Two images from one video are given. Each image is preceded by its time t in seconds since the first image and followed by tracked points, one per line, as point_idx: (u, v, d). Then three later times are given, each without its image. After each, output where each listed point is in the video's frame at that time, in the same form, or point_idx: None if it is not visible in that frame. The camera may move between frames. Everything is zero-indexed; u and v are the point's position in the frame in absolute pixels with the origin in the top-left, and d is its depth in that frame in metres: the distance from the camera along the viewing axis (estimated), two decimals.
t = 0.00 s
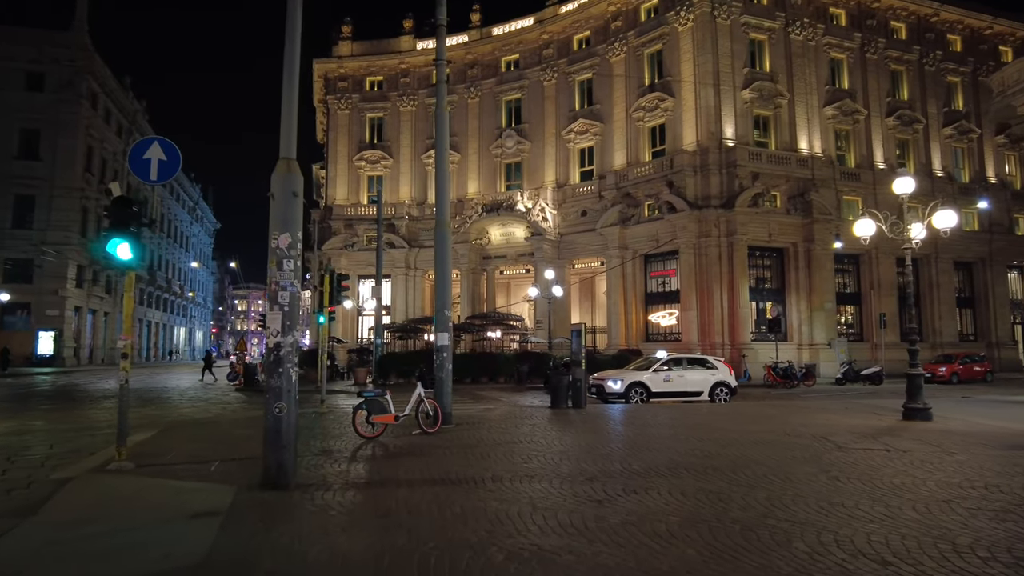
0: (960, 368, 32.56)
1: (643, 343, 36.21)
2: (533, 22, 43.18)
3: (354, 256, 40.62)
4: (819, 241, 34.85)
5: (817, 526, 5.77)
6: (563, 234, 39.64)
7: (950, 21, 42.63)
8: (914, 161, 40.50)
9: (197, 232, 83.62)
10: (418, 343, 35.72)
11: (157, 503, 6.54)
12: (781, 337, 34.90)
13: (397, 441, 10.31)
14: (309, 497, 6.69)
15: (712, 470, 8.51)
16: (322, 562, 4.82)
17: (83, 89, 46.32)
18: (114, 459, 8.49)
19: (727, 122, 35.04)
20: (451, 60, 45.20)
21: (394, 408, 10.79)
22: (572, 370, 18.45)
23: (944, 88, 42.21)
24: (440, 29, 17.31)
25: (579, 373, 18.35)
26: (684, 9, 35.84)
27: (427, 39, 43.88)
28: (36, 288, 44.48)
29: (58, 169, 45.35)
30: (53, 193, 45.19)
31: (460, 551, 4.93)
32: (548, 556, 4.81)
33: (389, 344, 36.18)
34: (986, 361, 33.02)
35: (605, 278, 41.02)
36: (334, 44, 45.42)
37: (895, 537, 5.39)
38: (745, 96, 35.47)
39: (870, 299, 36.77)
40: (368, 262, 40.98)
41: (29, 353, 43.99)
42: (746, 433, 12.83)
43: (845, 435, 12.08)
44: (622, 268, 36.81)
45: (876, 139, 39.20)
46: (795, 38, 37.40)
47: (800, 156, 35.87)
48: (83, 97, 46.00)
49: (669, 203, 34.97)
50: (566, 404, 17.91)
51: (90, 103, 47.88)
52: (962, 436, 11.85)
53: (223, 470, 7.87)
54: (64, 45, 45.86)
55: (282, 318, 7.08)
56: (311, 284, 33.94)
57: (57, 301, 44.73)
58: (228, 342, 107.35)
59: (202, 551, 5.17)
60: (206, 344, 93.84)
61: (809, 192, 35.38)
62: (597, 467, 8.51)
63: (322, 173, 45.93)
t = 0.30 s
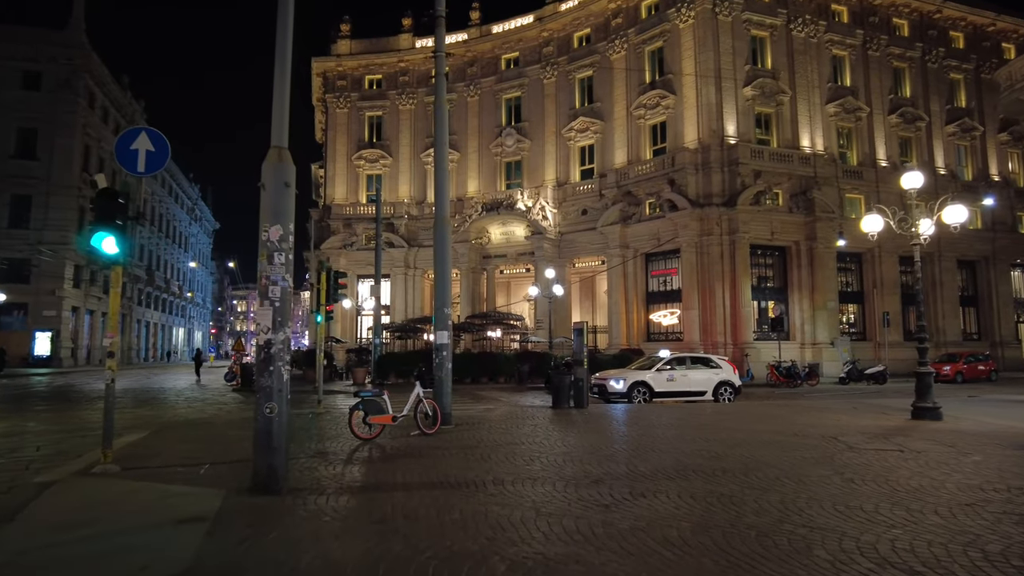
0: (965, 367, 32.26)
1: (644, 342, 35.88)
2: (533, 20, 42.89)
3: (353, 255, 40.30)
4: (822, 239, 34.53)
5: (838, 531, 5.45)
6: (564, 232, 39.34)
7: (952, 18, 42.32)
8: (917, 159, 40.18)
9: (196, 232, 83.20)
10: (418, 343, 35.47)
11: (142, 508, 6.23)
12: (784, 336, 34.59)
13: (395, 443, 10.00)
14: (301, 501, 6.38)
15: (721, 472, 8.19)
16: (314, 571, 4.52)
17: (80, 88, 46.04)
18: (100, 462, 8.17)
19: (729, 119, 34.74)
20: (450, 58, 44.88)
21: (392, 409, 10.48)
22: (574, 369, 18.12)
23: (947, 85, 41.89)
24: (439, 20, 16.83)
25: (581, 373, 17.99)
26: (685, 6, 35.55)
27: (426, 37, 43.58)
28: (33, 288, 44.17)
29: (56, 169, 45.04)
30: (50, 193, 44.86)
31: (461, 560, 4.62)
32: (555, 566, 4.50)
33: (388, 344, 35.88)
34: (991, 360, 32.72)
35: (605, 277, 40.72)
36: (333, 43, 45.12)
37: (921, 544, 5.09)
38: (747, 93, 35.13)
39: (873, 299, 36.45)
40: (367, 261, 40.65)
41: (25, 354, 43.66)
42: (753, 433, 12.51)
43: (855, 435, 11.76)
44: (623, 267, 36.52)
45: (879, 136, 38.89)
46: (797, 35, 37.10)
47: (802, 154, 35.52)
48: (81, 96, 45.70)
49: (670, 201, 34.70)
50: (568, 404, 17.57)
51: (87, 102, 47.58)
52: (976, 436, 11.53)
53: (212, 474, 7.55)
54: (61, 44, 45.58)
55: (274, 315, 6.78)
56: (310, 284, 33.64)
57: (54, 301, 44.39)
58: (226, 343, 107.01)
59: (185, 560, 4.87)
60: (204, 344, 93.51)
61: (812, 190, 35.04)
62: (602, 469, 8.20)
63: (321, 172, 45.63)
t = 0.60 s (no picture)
0: (970, 366, 31.98)
1: (645, 342, 35.56)
2: (533, 18, 42.58)
3: (352, 255, 40.00)
4: (825, 238, 34.19)
5: (862, 544, 5.17)
6: (565, 231, 39.05)
7: (956, 15, 41.98)
8: (920, 157, 39.84)
9: (195, 231, 82.90)
10: (418, 343, 35.19)
11: (128, 520, 5.91)
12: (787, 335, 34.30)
13: (395, 448, 9.73)
14: (296, 512, 6.09)
15: (732, 478, 7.90)
16: None
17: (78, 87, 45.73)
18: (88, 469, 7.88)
19: (731, 117, 34.43)
20: (450, 56, 44.57)
21: (392, 412, 10.21)
22: (577, 370, 17.84)
23: (950, 83, 41.57)
24: (439, 13, 16.42)
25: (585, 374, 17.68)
26: (686, 3, 35.26)
27: (425, 35, 43.24)
28: (30, 288, 43.86)
29: (53, 169, 44.74)
30: (47, 192, 44.52)
31: None
32: None
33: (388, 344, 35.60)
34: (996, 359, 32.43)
35: (606, 276, 40.42)
36: (332, 41, 44.79)
37: (952, 558, 4.81)
38: (749, 91, 34.80)
39: (876, 298, 36.15)
40: (366, 261, 40.33)
41: (23, 354, 43.32)
42: (762, 436, 12.23)
43: (866, 438, 11.47)
44: (624, 266, 36.23)
45: (882, 134, 38.57)
46: (799, 32, 36.79)
47: (805, 151, 35.21)
48: (78, 95, 45.36)
49: (672, 199, 34.41)
50: (571, 405, 17.27)
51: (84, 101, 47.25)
52: (990, 439, 11.25)
53: (203, 482, 7.26)
54: (59, 43, 45.29)
55: (268, 316, 6.51)
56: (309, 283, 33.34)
57: (52, 301, 44.07)
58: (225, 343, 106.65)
59: None
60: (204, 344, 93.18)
61: (815, 187, 34.74)
62: (609, 476, 7.91)
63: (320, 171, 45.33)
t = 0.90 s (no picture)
0: (976, 367, 31.67)
1: (648, 342, 35.27)
2: (535, 16, 42.31)
3: (352, 254, 39.73)
4: (829, 238, 33.87)
5: (894, 553, 4.89)
6: (566, 231, 38.85)
7: (960, 13, 41.64)
8: (925, 156, 39.53)
9: (195, 231, 82.64)
10: (418, 342, 34.92)
11: (116, 526, 5.62)
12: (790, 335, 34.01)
13: (397, 450, 9.46)
14: (294, 517, 5.82)
15: (747, 482, 7.61)
16: None
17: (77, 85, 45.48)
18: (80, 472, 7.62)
19: (734, 115, 34.17)
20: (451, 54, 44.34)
21: (394, 413, 9.95)
22: (581, 370, 17.55)
23: (955, 81, 41.26)
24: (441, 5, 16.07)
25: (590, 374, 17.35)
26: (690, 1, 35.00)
27: (426, 33, 42.98)
28: (29, 287, 43.60)
29: (52, 167, 44.49)
30: (45, 190, 44.24)
31: None
32: None
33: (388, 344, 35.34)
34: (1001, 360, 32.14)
35: (608, 276, 40.15)
36: (332, 39, 44.54)
37: (990, 568, 4.54)
38: (753, 89, 34.53)
39: (880, 298, 35.85)
40: (366, 260, 40.08)
41: (21, 354, 43.03)
42: (772, 437, 11.95)
43: (879, 440, 11.18)
44: (626, 266, 35.95)
45: (886, 133, 38.31)
46: (803, 30, 36.51)
47: (808, 150, 34.95)
48: (77, 93, 45.10)
49: (675, 198, 34.14)
50: (575, 405, 16.97)
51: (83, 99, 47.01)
52: (1006, 441, 10.98)
53: (198, 485, 6.99)
54: (58, 41, 45.06)
55: (265, 311, 6.24)
56: (309, 282, 33.07)
57: (51, 301, 43.78)
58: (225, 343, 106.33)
59: None
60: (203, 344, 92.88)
61: (818, 186, 34.47)
62: (620, 479, 7.63)
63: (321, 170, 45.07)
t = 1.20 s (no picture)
0: (983, 369, 31.33)
1: (651, 343, 34.98)
2: (538, 15, 42.03)
3: (353, 254, 39.48)
4: (834, 239, 33.56)
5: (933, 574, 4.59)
6: (569, 231, 38.58)
7: (965, 13, 41.34)
8: (930, 156, 39.25)
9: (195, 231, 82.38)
10: (419, 343, 34.64)
11: (107, 540, 5.31)
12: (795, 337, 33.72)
13: (401, 456, 9.18)
14: (295, 531, 5.53)
15: (765, 492, 7.33)
16: None
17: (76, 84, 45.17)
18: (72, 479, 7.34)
19: (738, 115, 33.90)
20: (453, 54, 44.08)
21: (398, 417, 9.67)
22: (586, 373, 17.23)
23: (960, 82, 40.98)
24: None
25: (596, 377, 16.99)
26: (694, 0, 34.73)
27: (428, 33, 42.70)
28: (28, 287, 43.35)
29: (51, 166, 44.23)
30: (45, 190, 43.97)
31: None
32: None
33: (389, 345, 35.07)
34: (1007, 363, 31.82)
35: (611, 276, 39.87)
36: (333, 38, 44.29)
37: None
38: (757, 90, 34.28)
39: (885, 299, 35.55)
40: (367, 260, 39.81)
41: (20, 354, 42.74)
42: (783, 443, 11.67)
43: (895, 446, 10.88)
44: (629, 267, 35.68)
45: (891, 134, 38.01)
46: (808, 30, 36.22)
47: (813, 151, 34.67)
48: (77, 92, 44.80)
49: (679, 198, 33.86)
50: (580, 409, 16.63)
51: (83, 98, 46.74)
52: None
53: (194, 494, 6.71)
54: (58, 40, 44.82)
55: (265, 313, 5.96)
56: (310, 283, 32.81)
57: (50, 300, 43.49)
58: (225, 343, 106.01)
59: None
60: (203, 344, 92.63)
61: (823, 188, 34.18)
62: (633, 489, 7.36)
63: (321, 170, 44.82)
